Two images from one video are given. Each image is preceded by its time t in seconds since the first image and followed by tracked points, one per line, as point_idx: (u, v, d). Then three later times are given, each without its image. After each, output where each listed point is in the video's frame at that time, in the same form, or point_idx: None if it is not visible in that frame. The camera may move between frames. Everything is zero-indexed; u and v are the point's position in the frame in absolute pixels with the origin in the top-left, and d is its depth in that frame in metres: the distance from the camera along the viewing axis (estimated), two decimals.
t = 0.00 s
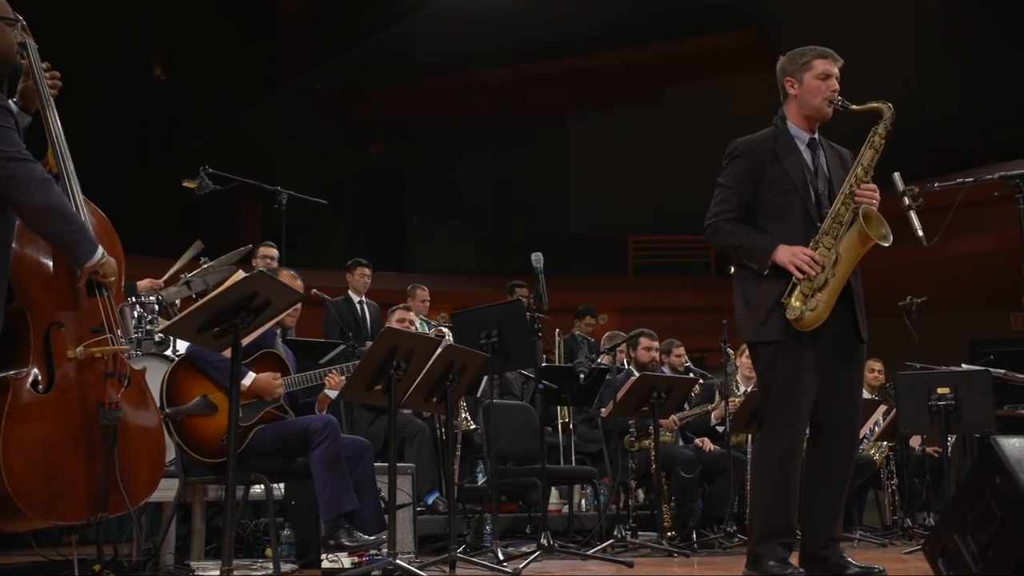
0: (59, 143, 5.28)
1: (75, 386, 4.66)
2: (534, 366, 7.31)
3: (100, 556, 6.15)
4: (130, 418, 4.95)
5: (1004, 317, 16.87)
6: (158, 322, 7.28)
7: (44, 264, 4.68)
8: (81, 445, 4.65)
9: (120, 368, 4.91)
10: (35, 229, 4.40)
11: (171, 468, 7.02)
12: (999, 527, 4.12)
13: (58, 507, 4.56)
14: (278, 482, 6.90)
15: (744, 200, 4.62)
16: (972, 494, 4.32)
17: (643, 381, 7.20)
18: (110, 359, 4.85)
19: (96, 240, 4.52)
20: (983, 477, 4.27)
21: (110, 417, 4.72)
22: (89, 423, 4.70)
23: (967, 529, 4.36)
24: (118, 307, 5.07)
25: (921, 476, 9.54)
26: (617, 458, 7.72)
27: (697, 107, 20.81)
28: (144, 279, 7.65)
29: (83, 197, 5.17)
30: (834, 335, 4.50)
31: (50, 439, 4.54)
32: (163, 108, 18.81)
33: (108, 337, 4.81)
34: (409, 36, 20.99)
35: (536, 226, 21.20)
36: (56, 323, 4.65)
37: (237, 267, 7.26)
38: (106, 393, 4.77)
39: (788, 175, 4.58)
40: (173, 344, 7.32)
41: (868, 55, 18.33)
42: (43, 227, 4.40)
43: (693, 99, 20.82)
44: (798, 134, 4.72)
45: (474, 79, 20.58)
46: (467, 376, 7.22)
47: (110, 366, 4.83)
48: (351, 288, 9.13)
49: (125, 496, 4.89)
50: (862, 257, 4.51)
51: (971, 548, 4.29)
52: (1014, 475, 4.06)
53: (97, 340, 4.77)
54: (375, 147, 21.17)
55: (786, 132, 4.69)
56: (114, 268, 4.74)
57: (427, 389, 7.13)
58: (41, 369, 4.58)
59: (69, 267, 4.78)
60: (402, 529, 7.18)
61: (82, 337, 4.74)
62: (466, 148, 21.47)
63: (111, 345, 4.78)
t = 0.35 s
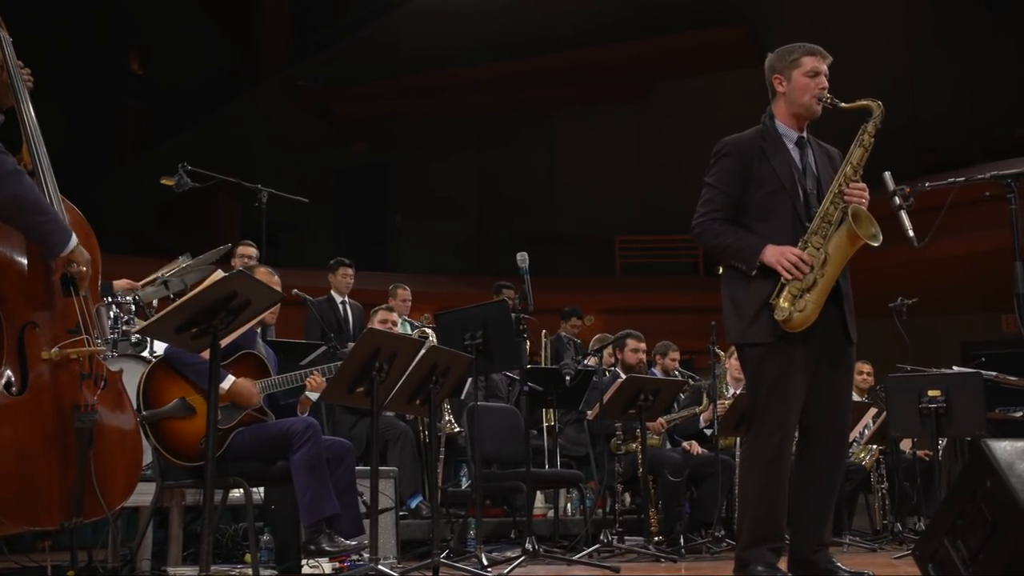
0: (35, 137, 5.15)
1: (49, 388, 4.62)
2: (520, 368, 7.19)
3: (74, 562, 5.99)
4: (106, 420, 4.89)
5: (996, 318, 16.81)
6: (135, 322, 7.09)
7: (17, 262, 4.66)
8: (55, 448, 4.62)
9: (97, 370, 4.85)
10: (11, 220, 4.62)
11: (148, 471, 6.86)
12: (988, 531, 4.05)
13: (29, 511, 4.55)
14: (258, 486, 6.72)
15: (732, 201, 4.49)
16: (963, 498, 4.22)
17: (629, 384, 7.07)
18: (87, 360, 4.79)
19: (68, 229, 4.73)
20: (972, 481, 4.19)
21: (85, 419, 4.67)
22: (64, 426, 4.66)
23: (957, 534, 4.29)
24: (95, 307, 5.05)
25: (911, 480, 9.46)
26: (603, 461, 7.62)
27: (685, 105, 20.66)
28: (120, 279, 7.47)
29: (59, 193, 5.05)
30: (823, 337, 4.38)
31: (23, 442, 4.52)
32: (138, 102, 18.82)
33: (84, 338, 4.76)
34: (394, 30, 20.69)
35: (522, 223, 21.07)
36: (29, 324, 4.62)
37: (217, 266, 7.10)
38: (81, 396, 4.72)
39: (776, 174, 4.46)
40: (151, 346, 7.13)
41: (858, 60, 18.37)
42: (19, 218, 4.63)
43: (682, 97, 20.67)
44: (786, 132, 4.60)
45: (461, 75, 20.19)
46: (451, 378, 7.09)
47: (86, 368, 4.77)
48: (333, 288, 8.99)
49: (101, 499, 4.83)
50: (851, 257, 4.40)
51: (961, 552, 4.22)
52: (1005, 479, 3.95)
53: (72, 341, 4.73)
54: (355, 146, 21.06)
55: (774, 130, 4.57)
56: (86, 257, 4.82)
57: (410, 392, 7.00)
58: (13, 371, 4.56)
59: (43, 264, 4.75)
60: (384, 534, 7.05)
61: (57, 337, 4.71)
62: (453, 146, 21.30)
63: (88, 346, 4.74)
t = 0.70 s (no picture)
0: (10, 133, 5.02)
1: (23, 390, 4.59)
2: (505, 370, 7.07)
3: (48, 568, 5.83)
4: (81, 423, 4.84)
5: (985, 318, 16.76)
6: (111, 322, 6.96)
7: None
8: (28, 450, 4.61)
9: (73, 372, 4.81)
10: None
11: (125, 475, 6.70)
12: (980, 535, 3.93)
13: None
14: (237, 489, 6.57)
15: (714, 200, 4.38)
16: (952, 502, 4.12)
17: (616, 387, 6.96)
18: (62, 363, 4.75)
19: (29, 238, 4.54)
20: (963, 485, 4.08)
21: (61, 422, 4.64)
22: (39, 429, 4.64)
23: (947, 538, 4.17)
24: (71, 306, 4.97)
25: (901, 484, 9.37)
26: (590, 465, 7.48)
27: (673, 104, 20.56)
28: (98, 278, 7.33)
29: (32, 191, 4.92)
30: (810, 338, 4.27)
31: None
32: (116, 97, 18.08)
33: (60, 339, 4.73)
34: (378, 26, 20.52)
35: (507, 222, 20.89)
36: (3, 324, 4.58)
37: (195, 266, 6.96)
38: (57, 398, 4.69)
39: (758, 172, 4.34)
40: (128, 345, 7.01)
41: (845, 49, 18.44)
42: None
43: (670, 96, 20.59)
44: (767, 130, 4.48)
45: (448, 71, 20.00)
46: (434, 380, 6.96)
47: (63, 370, 4.73)
48: (315, 287, 8.87)
49: (77, 504, 4.80)
50: (838, 256, 4.30)
51: (952, 557, 4.09)
52: (996, 483, 3.87)
53: (47, 343, 4.69)
54: (338, 143, 21.04)
55: (754, 127, 4.46)
56: (51, 260, 4.67)
57: (392, 394, 6.87)
58: None
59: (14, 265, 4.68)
60: (366, 539, 6.93)
61: (31, 339, 4.67)
62: (440, 145, 21.14)
63: (63, 348, 4.70)
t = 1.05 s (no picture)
0: None
1: None
2: (489, 371, 6.95)
3: None
4: (57, 424, 4.81)
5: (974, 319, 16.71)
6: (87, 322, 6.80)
7: None
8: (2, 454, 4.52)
9: (47, 373, 4.73)
10: None
11: (100, 478, 6.54)
12: (971, 538, 3.83)
13: None
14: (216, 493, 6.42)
15: (693, 200, 4.26)
16: (943, 505, 4.01)
17: (601, 388, 6.84)
18: (36, 364, 4.67)
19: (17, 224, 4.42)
20: (954, 488, 3.98)
21: (35, 425, 4.55)
22: (13, 431, 4.55)
23: (938, 542, 4.06)
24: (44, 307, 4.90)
25: (891, 487, 9.28)
26: (576, 468, 7.36)
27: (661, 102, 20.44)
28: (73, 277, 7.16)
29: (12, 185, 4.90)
30: (794, 339, 4.16)
31: None
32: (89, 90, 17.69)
33: (34, 340, 4.66)
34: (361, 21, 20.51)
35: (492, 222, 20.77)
36: None
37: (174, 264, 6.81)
38: (31, 400, 4.61)
39: (737, 170, 4.23)
40: (104, 347, 6.85)
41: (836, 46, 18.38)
42: None
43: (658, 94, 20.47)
44: (744, 127, 4.37)
45: (435, 68, 19.85)
46: (417, 382, 6.84)
47: (36, 371, 4.66)
48: (294, 288, 8.73)
49: (51, 508, 4.74)
50: (821, 255, 4.21)
51: (943, 562, 3.99)
52: (987, 486, 3.77)
53: (20, 343, 4.61)
54: (320, 139, 20.83)
55: (732, 125, 4.34)
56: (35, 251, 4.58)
57: (374, 396, 6.75)
58: None
59: None
60: (348, 544, 6.81)
61: (4, 340, 4.58)
62: (425, 143, 20.97)
63: (37, 348, 4.62)
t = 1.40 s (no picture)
0: None
1: None
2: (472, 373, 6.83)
3: None
4: (29, 428, 4.74)
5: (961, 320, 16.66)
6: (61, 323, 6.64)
7: None
8: None
9: (20, 374, 4.71)
10: None
11: (74, 482, 6.39)
12: (960, 543, 3.73)
13: None
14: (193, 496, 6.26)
15: (674, 200, 4.15)
16: (932, 509, 3.91)
17: (589, 390, 6.75)
18: (11, 365, 4.65)
19: None
20: (942, 491, 3.88)
21: (9, 429, 4.55)
22: None
23: (926, 546, 3.96)
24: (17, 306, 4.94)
25: (880, 491, 9.21)
26: (561, 471, 7.27)
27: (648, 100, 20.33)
28: (44, 276, 7.00)
29: None
30: (780, 340, 4.05)
31: None
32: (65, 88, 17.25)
33: (8, 341, 4.71)
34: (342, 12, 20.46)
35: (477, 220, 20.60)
36: None
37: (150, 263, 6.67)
38: (4, 403, 4.60)
39: (717, 169, 4.13)
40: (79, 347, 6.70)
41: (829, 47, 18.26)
42: None
43: (645, 93, 20.36)
44: (724, 125, 4.26)
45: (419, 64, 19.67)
46: (399, 384, 6.71)
47: (11, 372, 4.63)
48: (275, 287, 8.61)
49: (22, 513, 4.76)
50: (806, 255, 4.09)
51: (932, 566, 3.88)
52: (976, 490, 3.66)
53: None
54: (302, 137, 20.66)
55: (711, 123, 4.23)
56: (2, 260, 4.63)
57: (356, 398, 6.61)
58: None
59: None
60: (328, 548, 6.67)
61: None
62: (411, 141, 20.80)
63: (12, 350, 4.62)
